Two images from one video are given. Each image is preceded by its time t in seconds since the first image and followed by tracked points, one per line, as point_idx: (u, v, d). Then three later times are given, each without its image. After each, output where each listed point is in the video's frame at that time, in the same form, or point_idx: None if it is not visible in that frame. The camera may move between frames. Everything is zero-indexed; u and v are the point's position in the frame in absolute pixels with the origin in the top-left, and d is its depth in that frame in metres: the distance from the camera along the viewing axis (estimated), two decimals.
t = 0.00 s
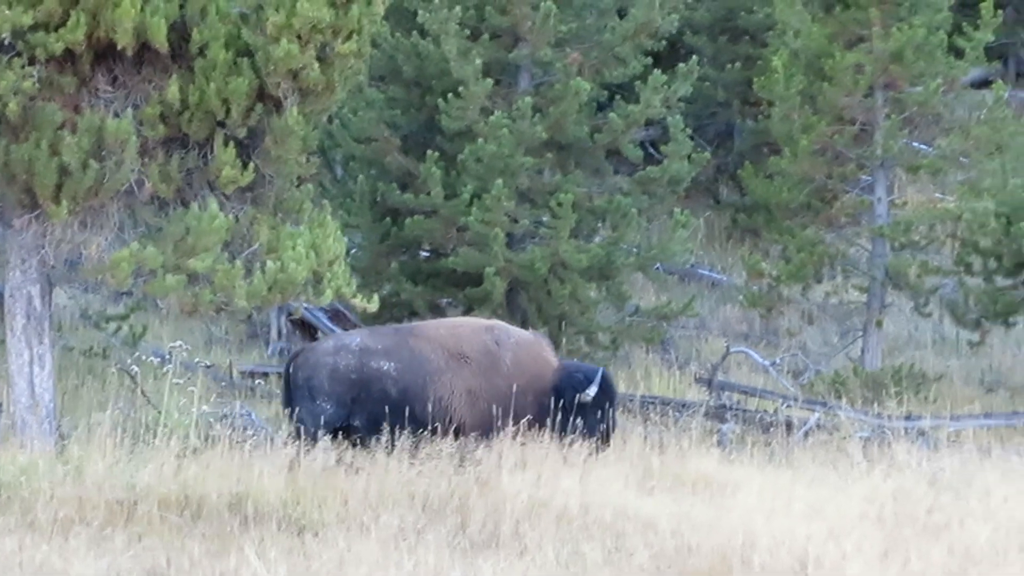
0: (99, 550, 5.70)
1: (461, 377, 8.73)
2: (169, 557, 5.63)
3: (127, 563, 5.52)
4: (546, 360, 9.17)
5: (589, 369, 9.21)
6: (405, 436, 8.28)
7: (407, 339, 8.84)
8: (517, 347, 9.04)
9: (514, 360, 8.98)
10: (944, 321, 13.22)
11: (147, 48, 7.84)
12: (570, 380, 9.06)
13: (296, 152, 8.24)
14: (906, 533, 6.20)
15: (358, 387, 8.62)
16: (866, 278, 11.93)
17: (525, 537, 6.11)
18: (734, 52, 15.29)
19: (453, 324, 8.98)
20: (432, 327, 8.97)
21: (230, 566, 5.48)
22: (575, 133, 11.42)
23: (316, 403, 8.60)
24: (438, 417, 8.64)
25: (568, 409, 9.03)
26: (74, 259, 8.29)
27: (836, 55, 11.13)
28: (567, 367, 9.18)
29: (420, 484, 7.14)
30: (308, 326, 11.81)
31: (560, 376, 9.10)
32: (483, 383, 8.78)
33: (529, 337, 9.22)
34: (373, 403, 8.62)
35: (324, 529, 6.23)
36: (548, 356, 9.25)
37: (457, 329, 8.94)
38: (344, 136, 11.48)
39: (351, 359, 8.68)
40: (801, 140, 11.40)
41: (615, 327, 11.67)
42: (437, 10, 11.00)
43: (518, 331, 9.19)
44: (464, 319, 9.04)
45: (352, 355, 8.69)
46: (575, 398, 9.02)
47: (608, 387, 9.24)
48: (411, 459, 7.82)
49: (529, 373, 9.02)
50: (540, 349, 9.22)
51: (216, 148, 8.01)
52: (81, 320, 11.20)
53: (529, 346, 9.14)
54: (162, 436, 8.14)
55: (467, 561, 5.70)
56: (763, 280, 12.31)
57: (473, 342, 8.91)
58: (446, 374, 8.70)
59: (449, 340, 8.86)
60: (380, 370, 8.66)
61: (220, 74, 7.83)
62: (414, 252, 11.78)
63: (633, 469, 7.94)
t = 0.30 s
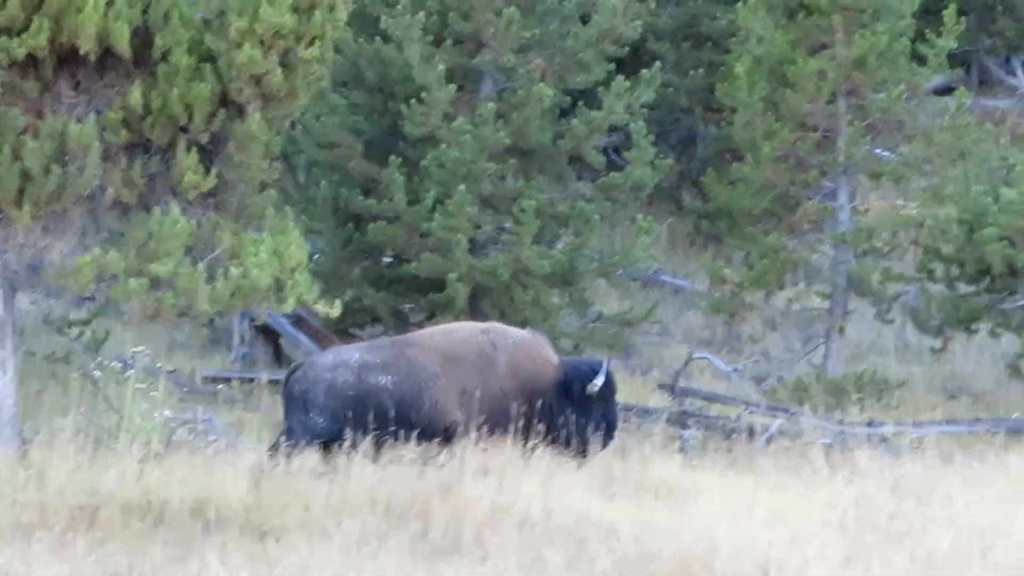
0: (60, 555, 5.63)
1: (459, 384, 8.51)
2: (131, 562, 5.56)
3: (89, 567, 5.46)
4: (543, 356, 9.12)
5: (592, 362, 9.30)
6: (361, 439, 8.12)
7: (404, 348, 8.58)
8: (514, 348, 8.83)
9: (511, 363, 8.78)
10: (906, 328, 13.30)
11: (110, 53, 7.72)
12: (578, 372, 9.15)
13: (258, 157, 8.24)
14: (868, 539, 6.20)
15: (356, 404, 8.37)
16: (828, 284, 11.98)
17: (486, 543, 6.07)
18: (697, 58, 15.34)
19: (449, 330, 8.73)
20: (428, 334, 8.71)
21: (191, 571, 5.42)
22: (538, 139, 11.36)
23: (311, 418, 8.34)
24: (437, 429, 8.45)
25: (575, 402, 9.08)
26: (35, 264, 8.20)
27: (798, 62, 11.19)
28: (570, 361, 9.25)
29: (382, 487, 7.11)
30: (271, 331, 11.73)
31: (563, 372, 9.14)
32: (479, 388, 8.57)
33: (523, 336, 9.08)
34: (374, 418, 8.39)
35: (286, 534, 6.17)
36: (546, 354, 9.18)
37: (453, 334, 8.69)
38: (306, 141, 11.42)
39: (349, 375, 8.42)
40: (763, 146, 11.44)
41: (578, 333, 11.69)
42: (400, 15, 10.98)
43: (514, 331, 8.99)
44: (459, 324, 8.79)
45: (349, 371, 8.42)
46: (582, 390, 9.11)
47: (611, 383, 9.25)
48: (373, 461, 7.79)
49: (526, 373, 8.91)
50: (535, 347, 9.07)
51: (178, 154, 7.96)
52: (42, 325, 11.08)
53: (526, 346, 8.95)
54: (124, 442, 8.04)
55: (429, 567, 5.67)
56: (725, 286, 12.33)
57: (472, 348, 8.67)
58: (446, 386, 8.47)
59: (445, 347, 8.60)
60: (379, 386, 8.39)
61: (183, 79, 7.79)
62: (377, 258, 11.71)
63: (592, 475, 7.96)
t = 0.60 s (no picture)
0: (15, 560, 5.58)
1: (450, 390, 8.38)
2: (86, 566, 5.51)
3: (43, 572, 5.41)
4: (534, 370, 8.76)
5: (583, 376, 8.79)
6: (322, 442, 8.11)
7: (397, 353, 8.44)
8: (506, 357, 8.66)
9: (503, 371, 8.61)
10: (863, 335, 13.39)
11: (68, 57, 7.73)
12: (564, 387, 8.67)
13: (217, 162, 8.12)
14: (824, 546, 6.22)
15: (351, 408, 8.26)
16: (786, 291, 12.04)
17: (442, 549, 6.06)
18: (655, 64, 15.39)
19: (440, 336, 8.58)
20: (420, 340, 8.58)
21: None
22: (496, 145, 11.40)
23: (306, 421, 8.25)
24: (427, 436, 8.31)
25: (559, 417, 8.61)
26: None
27: (757, 68, 11.26)
28: (561, 375, 8.79)
29: (339, 490, 7.08)
30: (228, 336, 11.70)
31: (550, 386, 8.70)
32: (469, 395, 8.43)
33: (517, 346, 8.85)
34: (369, 422, 8.30)
35: (243, 539, 6.14)
36: (540, 365, 8.86)
37: (444, 340, 8.55)
38: (264, 146, 11.35)
39: (345, 379, 8.30)
40: (721, 153, 11.48)
41: (535, 338, 11.66)
42: (359, 20, 10.95)
43: (507, 340, 8.81)
44: (450, 331, 8.64)
45: (345, 375, 8.31)
46: (568, 404, 8.62)
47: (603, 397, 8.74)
48: (328, 466, 7.76)
49: (521, 383, 8.67)
50: (529, 357, 8.84)
51: (136, 158, 7.90)
52: None
53: (519, 355, 8.76)
54: (80, 446, 7.96)
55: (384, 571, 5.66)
56: (683, 293, 12.36)
57: (463, 354, 8.53)
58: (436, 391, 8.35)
59: (438, 353, 8.46)
60: (373, 390, 8.28)
61: (141, 84, 7.74)
62: (334, 262, 11.63)
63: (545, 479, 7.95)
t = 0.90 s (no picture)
0: None
1: (451, 396, 8.33)
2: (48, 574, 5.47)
3: None
4: (531, 379, 8.71)
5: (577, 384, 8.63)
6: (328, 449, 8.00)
7: (398, 360, 8.39)
8: (504, 365, 8.63)
9: (502, 379, 8.58)
10: (827, 341, 13.46)
11: (31, 63, 7.67)
12: (554, 393, 8.53)
13: (180, 168, 8.15)
14: (787, 552, 6.23)
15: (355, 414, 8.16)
16: (750, 297, 12.09)
17: (406, 555, 6.04)
18: (619, 70, 15.42)
19: (438, 344, 8.55)
20: (418, 348, 8.54)
21: None
22: (460, 151, 11.39)
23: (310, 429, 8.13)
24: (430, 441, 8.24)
25: (551, 425, 8.46)
26: None
27: (720, 75, 11.31)
28: (553, 384, 8.65)
29: (304, 495, 7.05)
30: (192, 343, 11.64)
31: (542, 394, 8.57)
32: (469, 402, 8.38)
33: (514, 354, 8.82)
34: (376, 428, 8.20)
35: (206, 546, 6.11)
36: (537, 374, 8.81)
37: (442, 348, 8.52)
38: (227, 152, 11.29)
39: (347, 385, 8.21)
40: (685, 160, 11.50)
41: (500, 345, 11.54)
42: (322, 27, 10.93)
43: (504, 350, 8.79)
44: (448, 339, 8.61)
45: (347, 381, 8.22)
46: (558, 411, 8.46)
47: (593, 404, 8.52)
48: (291, 473, 7.70)
49: (519, 389, 8.62)
50: (527, 366, 8.80)
51: (99, 165, 7.88)
52: None
53: (517, 364, 8.73)
54: (43, 453, 7.89)
55: None
56: (647, 299, 12.38)
57: (462, 361, 8.49)
58: (437, 396, 8.29)
59: (438, 359, 8.43)
60: (376, 395, 8.20)
61: (105, 90, 7.72)
62: (298, 269, 11.55)
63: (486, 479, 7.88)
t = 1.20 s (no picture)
0: None
1: (464, 407, 8.23)
2: None
3: None
4: (535, 384, 8.70)
5: (579, 385, 8.76)
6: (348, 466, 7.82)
7: (405, 372, 8.25)
8: (508, 371, 8.59)
9: (507, 384, 8.54)
10: (797, 345, 13.51)
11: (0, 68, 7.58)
12: (561, 395, 8.63)
13: (151, 173, 8.08)
14: (759, 556, 6.25)
15: (369, 429, 7.99)
16: (720, 300, 12.12)
17: (378, 559, 6.02)
18: (588, 74, 15.45)
19: (442, 352, 8.45)
20: (422, 358, 8.41)
21: None
22: (429, 154, 11.38)
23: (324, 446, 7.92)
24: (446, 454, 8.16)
25: (558, 427, 8.60)
26: None
27: (690, 78, 11.36)
28: (556, 385, 8.72)
29: (275, 499, 7.02)
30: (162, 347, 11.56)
31: (549, 396, 8.65)
32: (482, 412, 8.29)
33: (512, 358, 8.78)
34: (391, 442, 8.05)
35: (178, 550, 6.08)
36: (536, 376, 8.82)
37: (448, 357, 8.42)
38: (197, 157, 11.22)
39: (358, 399, 8.01)
40: (655, 163, 11.52)
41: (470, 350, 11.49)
42: (292, 31, 10.88)
43: (502, 354, 8.73)
44: (451, 347, 8.52)
45: (358, 395, 8.02)
46: (565, 413, 8.59)
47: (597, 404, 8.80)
48: (262, 478, 7.66)
49: (525, 394, 8.60)
50: (528, 369, 8.79)
51: (69, 169, 7.82)
52: None
53: (519, 369, 8.69)
54: (14, 458, 7.82)
55: None
56: (617, 303, 12.39)
57: (469, 370, 8.40)
58: (450, 407, 8.19)
59: (445, 369, 8.33)
60: (389, 409, 8.05)
61: (75, 95, 7.69)
62: (268, 273, 11.50)
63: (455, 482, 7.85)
